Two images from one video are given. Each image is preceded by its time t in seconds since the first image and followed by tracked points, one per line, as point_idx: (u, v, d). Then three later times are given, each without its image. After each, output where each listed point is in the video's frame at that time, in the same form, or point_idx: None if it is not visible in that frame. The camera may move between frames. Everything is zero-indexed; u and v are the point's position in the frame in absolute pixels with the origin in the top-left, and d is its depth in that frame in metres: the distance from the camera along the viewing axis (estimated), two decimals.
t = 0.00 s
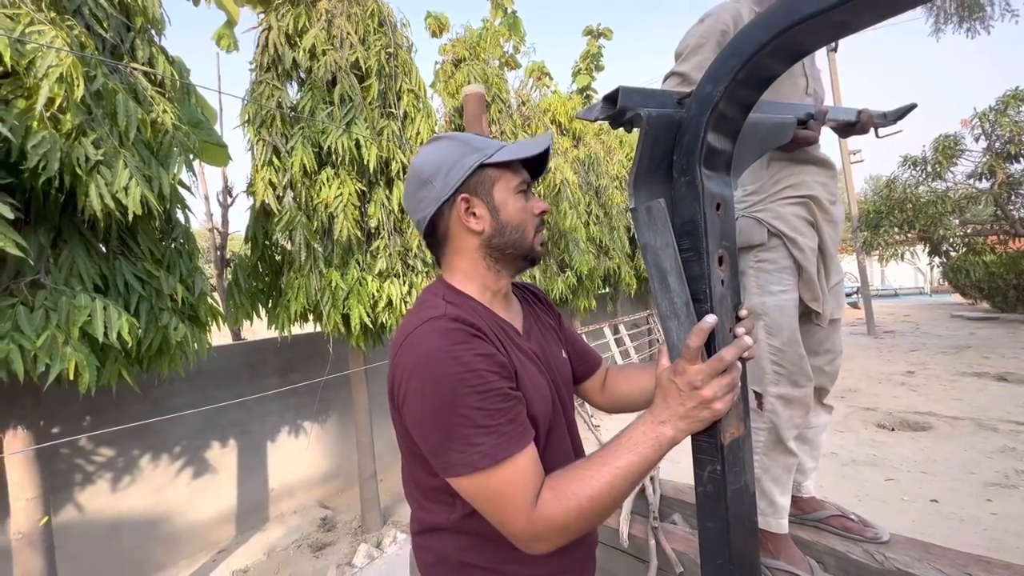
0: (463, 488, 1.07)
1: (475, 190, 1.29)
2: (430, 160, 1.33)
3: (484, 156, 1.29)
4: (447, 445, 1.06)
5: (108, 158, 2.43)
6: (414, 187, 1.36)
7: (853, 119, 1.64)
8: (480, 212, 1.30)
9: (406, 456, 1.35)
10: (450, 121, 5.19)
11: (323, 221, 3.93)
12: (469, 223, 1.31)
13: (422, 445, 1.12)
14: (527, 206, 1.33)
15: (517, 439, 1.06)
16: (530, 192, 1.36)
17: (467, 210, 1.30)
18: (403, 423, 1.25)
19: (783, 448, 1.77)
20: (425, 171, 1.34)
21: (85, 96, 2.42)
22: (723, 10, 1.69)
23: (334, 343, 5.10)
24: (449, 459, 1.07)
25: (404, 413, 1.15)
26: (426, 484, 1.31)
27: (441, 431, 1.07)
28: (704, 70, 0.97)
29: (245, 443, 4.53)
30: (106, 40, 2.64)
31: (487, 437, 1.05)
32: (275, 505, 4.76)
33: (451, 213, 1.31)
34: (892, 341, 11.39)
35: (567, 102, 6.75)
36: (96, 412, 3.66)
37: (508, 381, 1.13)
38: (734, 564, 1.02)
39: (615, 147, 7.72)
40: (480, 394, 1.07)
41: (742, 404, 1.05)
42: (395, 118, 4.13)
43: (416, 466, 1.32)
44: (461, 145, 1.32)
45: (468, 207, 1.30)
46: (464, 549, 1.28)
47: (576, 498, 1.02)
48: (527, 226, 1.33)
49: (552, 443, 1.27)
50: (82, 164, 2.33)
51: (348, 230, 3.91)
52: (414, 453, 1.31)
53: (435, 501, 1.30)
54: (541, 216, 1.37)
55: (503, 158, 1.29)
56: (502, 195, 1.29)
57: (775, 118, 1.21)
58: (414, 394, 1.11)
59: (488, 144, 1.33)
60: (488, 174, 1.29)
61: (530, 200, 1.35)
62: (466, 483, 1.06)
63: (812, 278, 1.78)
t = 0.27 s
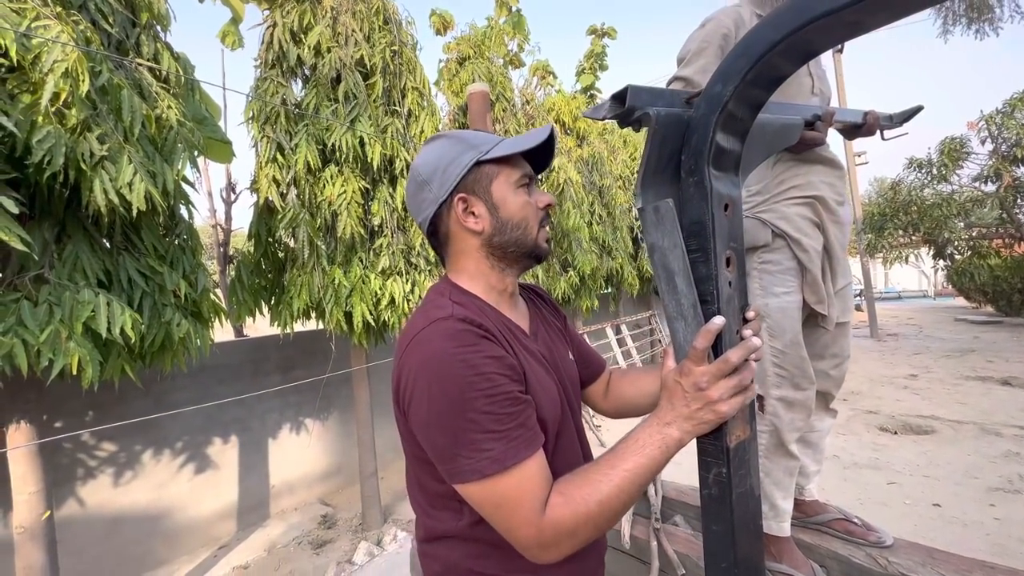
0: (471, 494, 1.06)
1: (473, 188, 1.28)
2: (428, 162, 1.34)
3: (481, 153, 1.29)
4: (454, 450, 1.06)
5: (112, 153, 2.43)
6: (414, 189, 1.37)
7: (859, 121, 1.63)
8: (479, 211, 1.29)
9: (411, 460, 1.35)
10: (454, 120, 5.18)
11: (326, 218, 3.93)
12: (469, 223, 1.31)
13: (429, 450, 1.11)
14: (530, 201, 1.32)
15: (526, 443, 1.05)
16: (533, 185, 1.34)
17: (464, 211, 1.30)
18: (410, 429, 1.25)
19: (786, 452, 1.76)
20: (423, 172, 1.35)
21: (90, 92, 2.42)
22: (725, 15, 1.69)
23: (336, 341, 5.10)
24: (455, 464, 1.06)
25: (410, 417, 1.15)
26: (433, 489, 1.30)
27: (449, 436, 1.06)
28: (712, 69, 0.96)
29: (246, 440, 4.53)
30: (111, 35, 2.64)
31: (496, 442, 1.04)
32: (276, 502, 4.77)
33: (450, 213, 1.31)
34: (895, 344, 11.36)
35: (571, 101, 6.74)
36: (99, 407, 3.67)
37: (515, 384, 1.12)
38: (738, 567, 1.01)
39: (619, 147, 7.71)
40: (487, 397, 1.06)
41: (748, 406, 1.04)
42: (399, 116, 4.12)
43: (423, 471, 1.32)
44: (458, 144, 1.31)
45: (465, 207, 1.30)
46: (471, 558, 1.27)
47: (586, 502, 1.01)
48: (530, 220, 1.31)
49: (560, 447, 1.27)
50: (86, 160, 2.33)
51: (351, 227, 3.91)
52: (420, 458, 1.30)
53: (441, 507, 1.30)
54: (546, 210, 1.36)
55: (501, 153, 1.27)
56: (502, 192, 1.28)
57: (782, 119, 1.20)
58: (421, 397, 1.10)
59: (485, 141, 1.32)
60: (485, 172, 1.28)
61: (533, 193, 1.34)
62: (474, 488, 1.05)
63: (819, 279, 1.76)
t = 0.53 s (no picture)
0: (471, 490, 1.04)
1: (465, 192, 1.28)
2: (420, 169, 1.34)
3: (471, 157, 1.28)
4: (449, 445, 1.05)
5: (113, 152, 2.43)
6: (406, 196, 1.37)
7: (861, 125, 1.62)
8: (473, 215, 1.29)
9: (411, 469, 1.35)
10: (455, 120, 5.18)
11: (327, 218, 3.93)
12: (462, 228, 1.31)
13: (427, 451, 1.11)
14: (524, 202, 1.31)
15: (521, 431, 1.03)
16: (526, 186, 1.33)
17: (457, 216, 1.30)
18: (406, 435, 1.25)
19: (788, 455, 1.76)
20: (414, 179, 1.35)
21: (92, 90, 2.42)
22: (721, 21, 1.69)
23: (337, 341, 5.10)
24: (451, 461, 1.04)
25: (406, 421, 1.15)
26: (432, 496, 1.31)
27: (444, 433, 1.06)
28: (717, 70, 0.95)
29: (246, 439, 4.53)
30: (113, 34, 2.64)
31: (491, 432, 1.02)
32: (276, 502, 4.76)
33: (442, 219, 1.31)
34: (895, 346, 11.35)
35: (572, 101, 6.74)
36: (99, 406, 3.66)
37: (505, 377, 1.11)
38: (741, 571, 1.00)
39: (620, 148, 7.70)
40: (477, 390, 1.06)
41: (751, 410, 1.03)
42: (401, 116, 4.12)
43: (421, 479, 1.32)
44: (448, 149, 1.31)
45: (457, 212, 1.29)
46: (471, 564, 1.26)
47: (588, 475, 0.97)
48: (524, 221, 1.30)
49: (556, 448, 1.26)
50: (87, 158, 2.33)
51: (352, 227, 3.90)
52: (418, 465, 1.30)
53: (440, 514, 1.30)
54: (542, 209, 1.35)
55: (491, 155, 1.27)
56: (494, 194, 1.27)
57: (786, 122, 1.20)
58: (416, 398, 1.10)
59: (476, 143, 1.31)
60: (476, 175, 1.28)
61: (527, 194, 1.33)
62: (471, 482, 1.03)
63: (824, 280, 1.75)
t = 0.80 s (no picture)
0: (491, 371, 1.06)
1: (458, 201, 1.29)
2: (422, 178, 1.36)
3: (464, 168, 1.28)
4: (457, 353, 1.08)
5: (109, 154, 2.42)
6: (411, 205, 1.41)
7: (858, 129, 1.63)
8: (463, 223, 1.29)
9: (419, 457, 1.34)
10: (453, 122, 5.18)
11: (325, 220, 3.92)
12: (454, 235, 1.32)
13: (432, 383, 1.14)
14: (517, 210, 1.28)
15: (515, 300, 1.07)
16: (522, 197, 1.29)
17: (451, 223, 1.31)
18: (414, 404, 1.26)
19: (787, 458, 1.76)
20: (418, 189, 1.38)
21: (88, 91, 2.41)
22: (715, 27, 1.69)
23: (334, 343, 5.09)
24: (458, 356, 1.08)
25: (411, 368, 1.19)
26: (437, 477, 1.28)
27: (447, 340, 1.10)
28: (713, 73, 0.95)
29: (242, 442, 4.51)
30: (109, 36, 2.63)
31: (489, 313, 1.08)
32: (272, 504, 4.74)
33: (435, 226, 1.33)
34: (893, 348, 11.37)
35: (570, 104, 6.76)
36: (95, 409, 3.65)
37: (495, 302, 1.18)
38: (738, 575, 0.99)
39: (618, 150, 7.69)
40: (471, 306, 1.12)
41: (748, 413, 1.02)
42: (399, 118, 4.11)
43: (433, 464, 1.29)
44: (447, 160, 1.32)
45: (451, 220, 1.30)
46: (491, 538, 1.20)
47: (590, 282, 0.98)
48: (515, 230, 1.27)
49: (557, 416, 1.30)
50: (83, 160, 2.32)
51: (349, 229, 3.90)
52: (424, 445, 1.30)
53: (443, 497, 1.26)
54: (538, 218, 1.31)
55: (484, 168, 1.26)
56: (485, 204, 1.26)
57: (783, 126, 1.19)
58: (419, 333, 1.16)
59: (474, 155, 1.31)
60: (468, 186, 1.28)
61: (522, 204, 1.29)
62: (479, 356, 1.06)
63: (820, 283, 1.75)
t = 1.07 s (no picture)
0: (492, 355, 1.04)
1: (450, 213, 1.28)
2: (416, 191, 1.36)
3: (455, 181, 1.27)
4: (458, 339, 1.06)
5: (103, 158, 2.41)
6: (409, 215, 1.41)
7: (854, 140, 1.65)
8: (456, 234, 1.29)
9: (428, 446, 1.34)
10: (449, 126, 5.18)
11: (320, 223, 3.91)
12: (449, 245, 1.32)
13: (438, 370, 1.11)
14: (508, 217, 1.27)
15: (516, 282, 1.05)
16: (513, 204, 1.28)
17: (445, 234, 1.31)
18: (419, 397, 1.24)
19: (782, 462, 1.75)
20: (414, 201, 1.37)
21: (82, 96, 2.41)
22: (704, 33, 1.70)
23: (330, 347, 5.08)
24: (464, 338, 1.05)
25: (416, 356, 1.16)
26: (446, 465, 1.27)
27: (454, 323, 1.07)
28: (705, 79, 0.95)
29: (237, 447, 4.49)
30: (103, 40, 2.63)
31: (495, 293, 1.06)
32: (267, 510, 4.72)
33: (429, 239, 1.33)
34: (888, 350, 11.40)
35: (566, 107, 6.77)
36: (87, 414, 3.63)
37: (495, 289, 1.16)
38: None
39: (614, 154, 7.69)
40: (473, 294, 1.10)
41: (740, 418, 1.02)
42: (394, 122, 4.11)
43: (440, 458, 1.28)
44: (439, 172, 1.32)
45: (445, 231, 1.30)
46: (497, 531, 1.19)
47: (591, 259, 0.95)
48: (506, 238, 1.26)
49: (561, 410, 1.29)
50: (77, 164, 2.31)
51: (345, 233, 3.89)
52: (432, 433, 1.29)
53: (451, 485, 1.25)
54: (530, 223, 1.30)
55: (473, 179, 1.25)
56: (476, 214, 1.26)
57: (777, 132, 1.20)
58: (425, 320, 1.13)
59: (464, 166, 1.29)
60: (459, 197, 1.27)
61: (513, 211, 1.28)
62: (480, 341, 1.04)
63: (815, 287, 1.75)
